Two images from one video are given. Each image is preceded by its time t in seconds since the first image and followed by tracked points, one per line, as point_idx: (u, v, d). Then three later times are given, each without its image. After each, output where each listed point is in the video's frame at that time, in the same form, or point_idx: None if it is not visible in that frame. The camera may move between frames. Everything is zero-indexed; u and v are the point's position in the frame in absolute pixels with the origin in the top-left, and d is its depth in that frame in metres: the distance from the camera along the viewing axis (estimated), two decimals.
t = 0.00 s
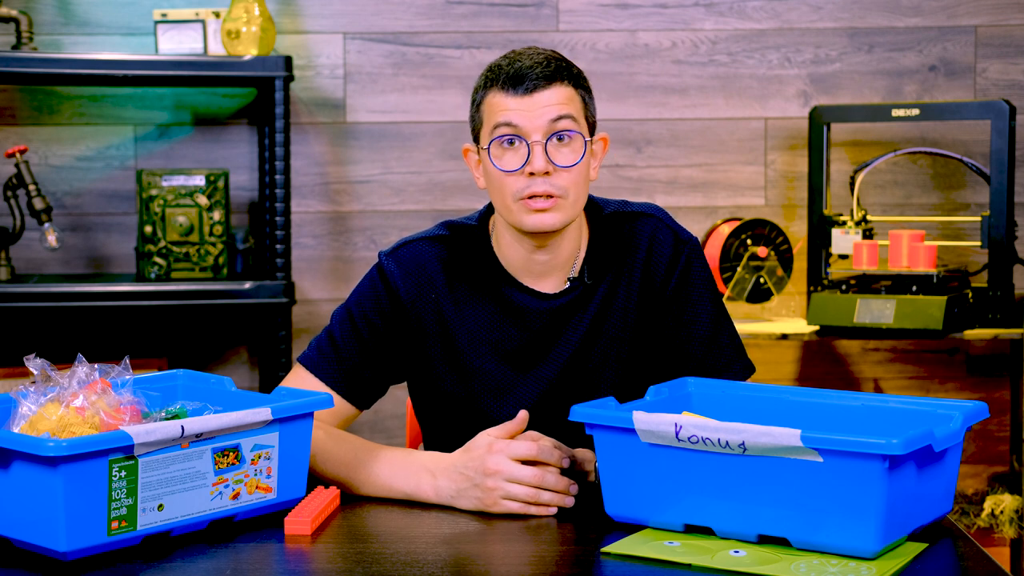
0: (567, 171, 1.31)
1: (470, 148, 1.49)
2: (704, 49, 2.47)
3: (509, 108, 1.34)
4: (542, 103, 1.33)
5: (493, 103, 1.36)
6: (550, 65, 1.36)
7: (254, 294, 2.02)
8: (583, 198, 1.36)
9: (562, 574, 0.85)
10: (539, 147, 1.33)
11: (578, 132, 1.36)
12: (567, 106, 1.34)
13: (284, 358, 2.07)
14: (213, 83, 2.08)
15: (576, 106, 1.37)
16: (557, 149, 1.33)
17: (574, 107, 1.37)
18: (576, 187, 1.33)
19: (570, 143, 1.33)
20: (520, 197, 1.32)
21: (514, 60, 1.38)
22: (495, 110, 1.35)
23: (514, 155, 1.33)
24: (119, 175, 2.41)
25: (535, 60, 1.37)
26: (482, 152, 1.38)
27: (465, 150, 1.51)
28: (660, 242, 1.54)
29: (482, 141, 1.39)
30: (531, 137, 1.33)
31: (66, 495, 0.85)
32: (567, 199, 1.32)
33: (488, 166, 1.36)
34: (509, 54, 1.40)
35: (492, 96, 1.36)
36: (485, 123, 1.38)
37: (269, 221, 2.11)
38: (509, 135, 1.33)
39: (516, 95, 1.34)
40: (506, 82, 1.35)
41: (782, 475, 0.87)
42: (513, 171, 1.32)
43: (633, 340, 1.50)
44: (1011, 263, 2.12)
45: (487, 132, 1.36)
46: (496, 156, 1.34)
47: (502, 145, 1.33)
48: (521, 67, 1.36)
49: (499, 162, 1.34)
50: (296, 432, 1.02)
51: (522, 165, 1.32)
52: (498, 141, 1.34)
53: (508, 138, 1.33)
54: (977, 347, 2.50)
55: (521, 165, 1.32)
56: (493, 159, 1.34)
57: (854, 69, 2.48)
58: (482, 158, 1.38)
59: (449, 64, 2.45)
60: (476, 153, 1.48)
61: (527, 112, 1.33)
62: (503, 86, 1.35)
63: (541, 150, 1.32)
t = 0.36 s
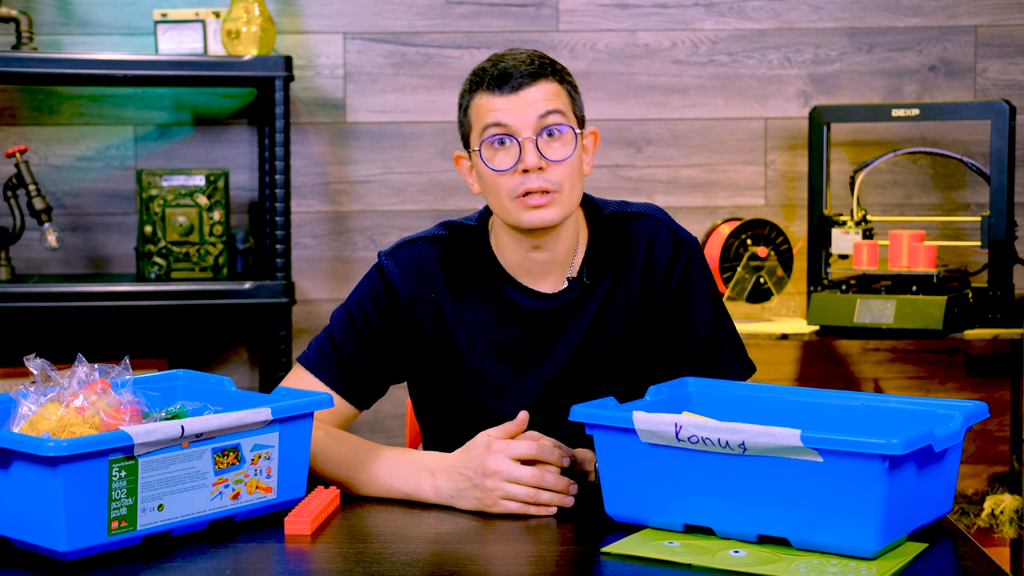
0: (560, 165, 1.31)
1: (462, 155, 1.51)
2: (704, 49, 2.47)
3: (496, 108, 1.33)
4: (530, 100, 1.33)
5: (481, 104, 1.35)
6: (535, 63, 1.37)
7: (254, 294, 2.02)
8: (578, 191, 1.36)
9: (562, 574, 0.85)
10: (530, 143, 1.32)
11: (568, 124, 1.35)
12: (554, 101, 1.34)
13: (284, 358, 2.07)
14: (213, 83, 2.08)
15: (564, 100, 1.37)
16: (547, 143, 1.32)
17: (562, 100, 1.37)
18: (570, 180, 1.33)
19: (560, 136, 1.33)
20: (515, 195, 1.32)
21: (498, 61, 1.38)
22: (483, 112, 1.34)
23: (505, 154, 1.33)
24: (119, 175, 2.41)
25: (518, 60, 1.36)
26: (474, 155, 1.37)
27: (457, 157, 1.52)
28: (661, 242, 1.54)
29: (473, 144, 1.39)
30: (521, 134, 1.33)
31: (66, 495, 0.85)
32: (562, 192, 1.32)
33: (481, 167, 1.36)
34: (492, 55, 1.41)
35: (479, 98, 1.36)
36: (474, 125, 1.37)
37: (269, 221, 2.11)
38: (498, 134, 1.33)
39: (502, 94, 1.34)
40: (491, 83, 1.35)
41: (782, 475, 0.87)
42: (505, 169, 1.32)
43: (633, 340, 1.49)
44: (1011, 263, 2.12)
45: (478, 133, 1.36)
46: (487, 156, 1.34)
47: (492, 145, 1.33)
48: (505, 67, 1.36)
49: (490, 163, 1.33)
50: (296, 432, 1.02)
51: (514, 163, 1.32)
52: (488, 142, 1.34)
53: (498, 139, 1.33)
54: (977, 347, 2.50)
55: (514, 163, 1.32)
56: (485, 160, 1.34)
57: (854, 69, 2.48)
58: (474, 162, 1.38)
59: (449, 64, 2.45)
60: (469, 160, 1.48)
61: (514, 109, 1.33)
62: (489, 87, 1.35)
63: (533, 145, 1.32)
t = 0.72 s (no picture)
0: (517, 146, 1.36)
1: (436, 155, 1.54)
2: (704, 49, 2.47)
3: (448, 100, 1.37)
4: (478, 88, 1.37)
5: (434, 98, 1.38)
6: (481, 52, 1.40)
7: (254, 295, 2.02)
8: (541, 168, 1.41)
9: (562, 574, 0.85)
10: (485, 129, 1.36)
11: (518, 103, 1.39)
12: (505, 86, 1.38)
13: (284, 358, 2.06)
14: (213, 83, 2.08)
15: (515, 81, 1.40)
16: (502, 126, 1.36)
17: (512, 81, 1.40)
18: (530, 158, 1.38)
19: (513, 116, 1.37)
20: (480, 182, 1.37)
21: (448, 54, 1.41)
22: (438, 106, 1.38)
23: (464, 143, 1.37)
24: (119, 175, 2.41)
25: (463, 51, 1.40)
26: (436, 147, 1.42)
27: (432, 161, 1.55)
28: (661, 239, 1.54)
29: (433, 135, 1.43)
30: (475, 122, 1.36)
31: (66, 495, 0.85)
32: (523, 172, 1.37)
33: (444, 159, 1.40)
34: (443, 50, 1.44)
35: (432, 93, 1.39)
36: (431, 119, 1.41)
37: (269, 221, 2.11)
38: (454, 125, 1.37)
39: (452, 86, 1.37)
40: (440, 77, 1.38)
41: (782, 475, 0.87)
42: (467, 159, 1.37)
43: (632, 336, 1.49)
44: (1011, 263, 2.12)
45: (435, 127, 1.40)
46: (447, 148, 1.38)
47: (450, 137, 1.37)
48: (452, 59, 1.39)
49: (452, 154, 1.38)
50: (296, 432, 1.02)
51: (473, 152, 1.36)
52: (445, 135, 1.38)
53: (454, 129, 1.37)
54: (977, 347, 2.50)
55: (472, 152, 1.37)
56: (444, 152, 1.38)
57: (854, 69, 2.48)
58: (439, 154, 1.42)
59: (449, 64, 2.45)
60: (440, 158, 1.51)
61: (466, 99, 1.36)
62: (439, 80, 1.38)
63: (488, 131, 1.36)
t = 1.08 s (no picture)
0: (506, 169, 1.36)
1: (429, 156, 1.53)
2: (704, 49, 2.47)
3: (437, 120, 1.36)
4: (467, 107, 1.36)
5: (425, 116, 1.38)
6: (469, 67, 1.38)
7: (254, 294, 2.02)
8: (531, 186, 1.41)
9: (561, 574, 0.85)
10: (474, 151, 1.36)
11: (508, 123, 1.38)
12: (493, 105, 1.37)
13: (284, 358, 2.06)
14: (213, 83, 2.08)
15: (504, 98, 1.39)
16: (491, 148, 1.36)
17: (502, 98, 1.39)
18: (518, 179, 1.38)
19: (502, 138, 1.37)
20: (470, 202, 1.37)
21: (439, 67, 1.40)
22: (428, 125, 1.38)
23: (453, 164, 1.36)
24: (119, 175, 2.41)
25: (451, 66, 1.38)
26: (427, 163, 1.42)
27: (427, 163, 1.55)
28: (660, 240, 1.54)
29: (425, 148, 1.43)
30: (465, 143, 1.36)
31: (66, 495, 0.85)
32: (512, 193, 1.37)
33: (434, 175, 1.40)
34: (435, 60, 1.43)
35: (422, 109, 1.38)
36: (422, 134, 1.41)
37: (269, 221, 2.11)
38: (444, 145, 1.36)
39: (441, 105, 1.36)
40: (428, 95, 1.37)
41: (782, 475, 0.87)
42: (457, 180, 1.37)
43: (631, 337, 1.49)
44: (1011, 263, 2.12)
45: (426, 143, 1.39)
46: (437, 166, 1.38)
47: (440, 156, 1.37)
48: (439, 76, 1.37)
49: (442, 173, 1.38)
50: (296, 432, 1.02)
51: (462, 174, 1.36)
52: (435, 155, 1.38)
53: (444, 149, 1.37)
54: (977, 347, 2.50)
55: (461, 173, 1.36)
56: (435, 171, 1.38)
57: (854, 69, 2.48)
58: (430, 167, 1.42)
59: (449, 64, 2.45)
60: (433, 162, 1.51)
61: (455, 120, 1.35)
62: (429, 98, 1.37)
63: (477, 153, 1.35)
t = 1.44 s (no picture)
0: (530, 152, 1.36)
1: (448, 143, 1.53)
2: (704, 49, 2.47)
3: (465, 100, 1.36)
4: (496, 90, 1.37)
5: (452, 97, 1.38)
6: (500, 51, 1.39)
7: (254, 294, 2.02)
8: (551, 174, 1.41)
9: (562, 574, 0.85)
10: (499, 133, 1.36)
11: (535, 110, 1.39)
12: (520, 91, 1.38)
13: (284, 358, 2.06)
14: (213, 83, 2.08)
15: (532, 84, 1.40)
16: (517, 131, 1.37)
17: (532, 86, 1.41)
18: (542, 164, 1.38)
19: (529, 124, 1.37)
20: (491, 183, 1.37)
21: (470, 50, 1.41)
22: (453, 105, 1.38)
23: (477, 144, 1.37)
24: (119, 175, 2.41)
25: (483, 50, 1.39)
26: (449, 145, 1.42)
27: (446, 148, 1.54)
28: (668, 235, 1.54)
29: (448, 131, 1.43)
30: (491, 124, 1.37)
31: (66, 495, 0.85)
32: (532, 178, 1.38)
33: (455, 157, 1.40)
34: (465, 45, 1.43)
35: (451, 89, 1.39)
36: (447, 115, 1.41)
37: (269, 221, 2.11)
38: (470, 125, 1.37)
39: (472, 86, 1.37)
40: (457, 76, 1.38)
41: (782, 475, 0.87)
42: (479, 160, 1.37)
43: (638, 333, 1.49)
44: (1011, 263, 2.12)
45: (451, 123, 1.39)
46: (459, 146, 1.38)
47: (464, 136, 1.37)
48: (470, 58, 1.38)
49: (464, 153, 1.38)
50: (296, 432, 1.02)
51: (485, 155, 1.36)
52: (458, 135, 1.38)
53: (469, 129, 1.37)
54: (977, 347, 2.50)
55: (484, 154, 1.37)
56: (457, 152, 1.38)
57: (854, 69, 2.48)
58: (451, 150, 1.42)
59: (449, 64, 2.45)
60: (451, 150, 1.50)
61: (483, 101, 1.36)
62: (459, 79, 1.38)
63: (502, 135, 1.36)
